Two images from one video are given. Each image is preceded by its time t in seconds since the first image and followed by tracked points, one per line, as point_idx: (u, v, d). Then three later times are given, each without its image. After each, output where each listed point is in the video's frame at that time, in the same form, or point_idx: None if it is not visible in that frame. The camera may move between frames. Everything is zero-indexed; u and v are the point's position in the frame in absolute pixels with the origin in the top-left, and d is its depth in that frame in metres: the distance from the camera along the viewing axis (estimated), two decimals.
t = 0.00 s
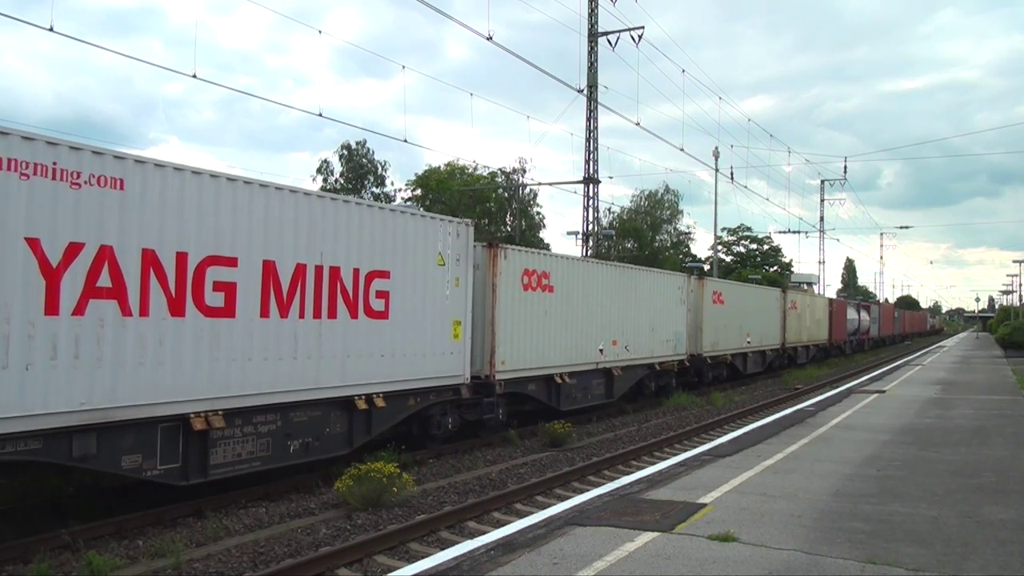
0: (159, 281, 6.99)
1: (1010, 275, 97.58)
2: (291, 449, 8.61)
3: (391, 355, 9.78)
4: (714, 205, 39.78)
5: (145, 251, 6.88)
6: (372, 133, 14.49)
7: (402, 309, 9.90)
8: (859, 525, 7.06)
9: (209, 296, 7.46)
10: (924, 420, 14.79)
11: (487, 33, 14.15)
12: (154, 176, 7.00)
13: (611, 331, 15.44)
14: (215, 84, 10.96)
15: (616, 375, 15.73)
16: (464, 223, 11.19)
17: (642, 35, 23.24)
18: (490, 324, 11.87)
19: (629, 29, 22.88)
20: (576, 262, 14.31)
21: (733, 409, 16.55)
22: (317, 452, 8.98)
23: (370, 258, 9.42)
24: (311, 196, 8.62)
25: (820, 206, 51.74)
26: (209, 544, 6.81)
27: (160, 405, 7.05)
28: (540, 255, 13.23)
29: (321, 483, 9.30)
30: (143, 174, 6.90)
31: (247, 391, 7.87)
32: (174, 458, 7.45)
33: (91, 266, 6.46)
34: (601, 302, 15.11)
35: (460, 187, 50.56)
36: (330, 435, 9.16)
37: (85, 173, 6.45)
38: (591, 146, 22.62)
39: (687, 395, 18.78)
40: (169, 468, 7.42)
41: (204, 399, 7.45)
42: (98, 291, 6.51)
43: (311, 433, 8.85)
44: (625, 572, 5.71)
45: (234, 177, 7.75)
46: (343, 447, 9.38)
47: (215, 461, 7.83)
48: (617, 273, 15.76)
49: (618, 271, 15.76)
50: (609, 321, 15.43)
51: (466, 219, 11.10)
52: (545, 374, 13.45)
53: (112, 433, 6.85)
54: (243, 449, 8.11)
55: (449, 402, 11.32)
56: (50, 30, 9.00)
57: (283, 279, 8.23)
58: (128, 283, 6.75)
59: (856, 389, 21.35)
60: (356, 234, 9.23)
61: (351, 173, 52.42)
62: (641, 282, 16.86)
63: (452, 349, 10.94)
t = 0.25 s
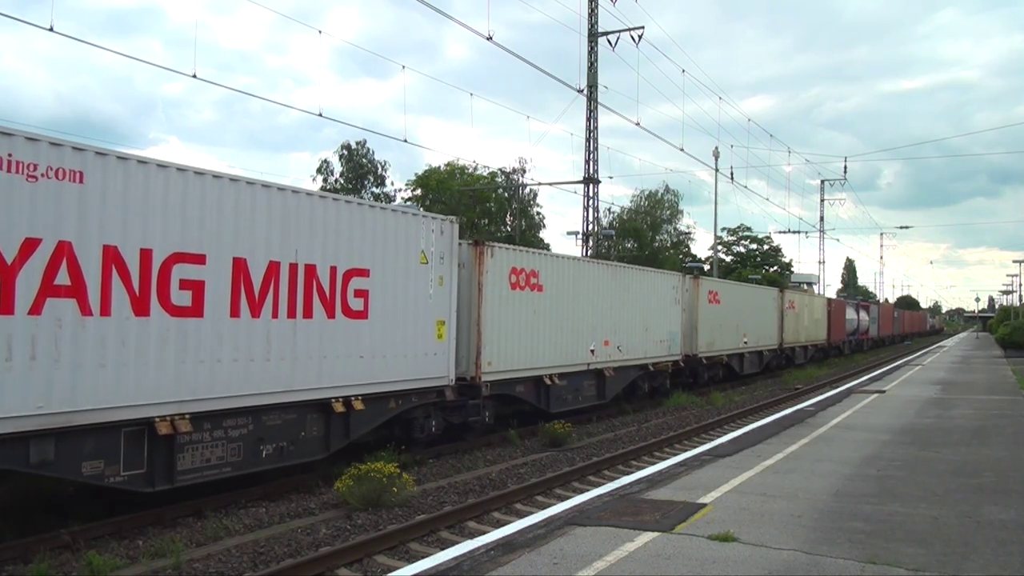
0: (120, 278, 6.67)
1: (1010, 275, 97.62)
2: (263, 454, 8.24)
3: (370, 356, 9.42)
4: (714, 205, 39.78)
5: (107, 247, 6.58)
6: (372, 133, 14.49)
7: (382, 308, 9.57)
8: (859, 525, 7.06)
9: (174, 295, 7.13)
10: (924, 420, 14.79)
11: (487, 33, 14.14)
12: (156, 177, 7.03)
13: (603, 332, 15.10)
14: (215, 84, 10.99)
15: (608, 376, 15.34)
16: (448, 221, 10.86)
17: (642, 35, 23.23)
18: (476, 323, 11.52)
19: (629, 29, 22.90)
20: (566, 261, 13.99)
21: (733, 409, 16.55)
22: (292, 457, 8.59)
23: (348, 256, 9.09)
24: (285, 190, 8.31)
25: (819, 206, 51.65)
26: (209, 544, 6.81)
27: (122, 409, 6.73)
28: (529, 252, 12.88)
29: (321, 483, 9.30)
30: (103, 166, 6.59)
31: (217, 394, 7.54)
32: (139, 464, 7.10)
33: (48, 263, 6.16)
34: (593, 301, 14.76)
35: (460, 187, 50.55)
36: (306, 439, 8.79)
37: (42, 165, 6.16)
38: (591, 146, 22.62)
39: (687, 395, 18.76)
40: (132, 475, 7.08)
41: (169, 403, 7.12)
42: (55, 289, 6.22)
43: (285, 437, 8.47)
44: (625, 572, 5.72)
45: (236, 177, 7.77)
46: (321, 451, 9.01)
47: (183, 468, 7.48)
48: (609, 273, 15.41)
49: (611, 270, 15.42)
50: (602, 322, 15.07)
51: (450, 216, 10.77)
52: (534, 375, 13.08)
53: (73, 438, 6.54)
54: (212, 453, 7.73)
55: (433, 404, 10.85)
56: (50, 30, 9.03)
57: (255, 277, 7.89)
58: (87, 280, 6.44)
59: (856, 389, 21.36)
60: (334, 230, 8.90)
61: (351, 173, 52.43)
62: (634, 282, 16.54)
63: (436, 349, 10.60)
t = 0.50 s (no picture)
0: (79, 276, 6.37)
1: (1010, 275, 97.63)
2: (234, 460, 7.93)
3: (347, 357, 9.09)
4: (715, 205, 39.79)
5: (65, 244, 6.27)
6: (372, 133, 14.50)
7: (360, 308, 9.24)
8: (859, 525, 7.07)
9: (137, 293, 6.81)
10: (924, 420, 14.79)
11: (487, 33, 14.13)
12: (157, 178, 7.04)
13: (595, 332, 14.75)
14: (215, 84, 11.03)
15: (599, 377, 14.95)
16: (431, 218, 10.52)
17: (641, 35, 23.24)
18: (461, 324, 11.16)
19: (629, 29, 22.92)
20: (556, 260, 13.63)
21: (733, 409, 16.54)
22: (264, 462, 8.30)
23: (324, 254, 8.76)
24: (257, 184, 7.99)
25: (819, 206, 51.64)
26: (209, 544, 6.81)
27: (81, 412, 6.42)
28: (515, 250, 12.49)
29: (321, 483, 9.30)
30: (62, 159, 6.29)
31: (184, 397, 7.23)
32: (101, 470, 6.80)
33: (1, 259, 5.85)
34: (584, 300, 14.39)
35: (460, 187, 50.55)
36: (280, 443, 8.48)
37: None
38: (591, 146, 22.63)
39: (687, 395, 18.74)
40: (94, 481, 6.77)
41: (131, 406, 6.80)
42: (8, 287, 5.91)
43: (257, 441, 8.16)
44: (625, 572, 5.72)
45: (238, 178, 7.79)
46: (296, 456, 8.71)
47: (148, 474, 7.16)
48: (601, 271, 15.06)
49: (602, 268, 15.07)
50: (594, 321, 14.71)
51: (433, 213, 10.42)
52: (522, 377, 12.73)
53: (31, 443, 6.24)
54: (179, 459, 7.42)
55: (415, 407, 10.55)
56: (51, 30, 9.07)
57: (224, 276, 7.58)
58: (44, 279, 6.13)
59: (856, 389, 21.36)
60: (309, 227, 8.56)
61: (351, 173, 52.43)
62: (628, 281, 16.16)
63: (419, 350, 10.27)
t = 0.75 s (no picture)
0: (35, 273, 6.04)
1: (1010, 275, 97.62)
2: (203, 465, 7.57)
3: (324, 358, 8.76)
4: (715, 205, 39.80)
5: (20, 239, 5.95)
6: (373, 133, 14.46)
7: (338, 307, 8.91)
8: (859, 525, 7.07)
9: (98, 292, 6.48)
10: (924, 420, 14.79)
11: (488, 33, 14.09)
12: (156, 177, 6.99)
13: (586, 332, 14.47)
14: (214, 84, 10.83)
15: (591, 379, 14.65)
16: (413, 214, 10.18)
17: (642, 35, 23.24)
18: (446, 324, 10.86)
19: (629, 29, 22.92)
20: (546, 259, 13.33)
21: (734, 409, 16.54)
22: (236, 468, 7.95)
23: (300, 252, 8.44)
24: (226, 179, 7.66)
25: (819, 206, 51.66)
26: (209, 544, 6.81)
27: (38, 417, 6.08)
28: (502, 249, 12.22)
29: (321, 483, 9.30)
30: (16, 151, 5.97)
31: (147, 401, 6.89)
32: (62, 476, 6.43)
33: None
34: (575, 300, 14.14)
35: (460, 187, 50.56)
36: (253, 448, 8.13)
37: None
38: (591, 146, 22.62)
39: (687, 395, 18.72)
40: (53, 489, 6.41)
41: (91, 410, 6.46)
42: None
43: (228, 446, 7.81)
44: (625, 572, 5.71)
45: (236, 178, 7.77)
46: (270, 461, 8.37)
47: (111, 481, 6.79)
48: (592, 270, 14.80)
49: (594, 267, 14.81)
50: (585, 322, 14.45)
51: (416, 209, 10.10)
52: (510, 379, 12.44)
53: None
54: (144, 465, 7.06)
55: (397, 410, 10.19)
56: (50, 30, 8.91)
57: (192, 274, 7.25)
58: None
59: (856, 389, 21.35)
60: (284, 224, 8.24)
61: (351, 173, 52.44)
62: (620, 281, 15.86)
63: (400, 351, 9.95)
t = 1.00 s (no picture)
0: None
1: (1010, 275, 97.61)
2: (169, 471, 7.24)
3: (298, 360, 8.45)
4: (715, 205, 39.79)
5: None
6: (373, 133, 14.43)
7: (314, 307, 8.63)
8: (859, 525, 7.07)
9: (57, 290, 6.18)
10: (923, 420, 14.79)
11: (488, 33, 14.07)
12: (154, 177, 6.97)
13: (576, 333, 14.22)
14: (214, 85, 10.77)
15: (582, 380, 14.48)
16: (394, 211, 9.91)
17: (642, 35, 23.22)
18: (428, 325, 10.60)
19: (629, 29, 22.92)
20: (535, 257, 13.06)
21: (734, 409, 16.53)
22: (204, 474, 7.64)
23: (274, 249, 8.14)
24: (195, 172, 7.36)
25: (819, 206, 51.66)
26: (209, 544, 6.81)
27: None
28: (489, 247, 11.95)
29: (321, 483, 9.30)
30: None
31: (110, 404, 6.58)
32: (18, 484, 6.10)
33: None
34: (564, 299, 13.88)
35: (460, 187, 50.56)
36: (222, 454, 7.82)
37: None
38: (591, 146, 22.61)
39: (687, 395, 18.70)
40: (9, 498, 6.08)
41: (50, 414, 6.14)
42: None
43: (196, 451, 7.50)
44: (625, 572, 5.71)
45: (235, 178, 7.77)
46: (241, 467, 8.06)
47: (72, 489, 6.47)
48: (583, 268, 14.53)
49: (584, 266, 14.55)
50: (574, 321, 14.18)
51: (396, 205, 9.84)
52: (497, 380, 12.22)
53: None
54: (107, 471, 6.73)
55: (377, 413, 9.95)
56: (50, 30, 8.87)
57: (157, 272, 6.94)
58: None
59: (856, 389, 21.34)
60: (257, 220, 7.94)
61: (351, 173, 52.44)
62: (611, 280, 15.60)
63: (380, 352, 9.68)
